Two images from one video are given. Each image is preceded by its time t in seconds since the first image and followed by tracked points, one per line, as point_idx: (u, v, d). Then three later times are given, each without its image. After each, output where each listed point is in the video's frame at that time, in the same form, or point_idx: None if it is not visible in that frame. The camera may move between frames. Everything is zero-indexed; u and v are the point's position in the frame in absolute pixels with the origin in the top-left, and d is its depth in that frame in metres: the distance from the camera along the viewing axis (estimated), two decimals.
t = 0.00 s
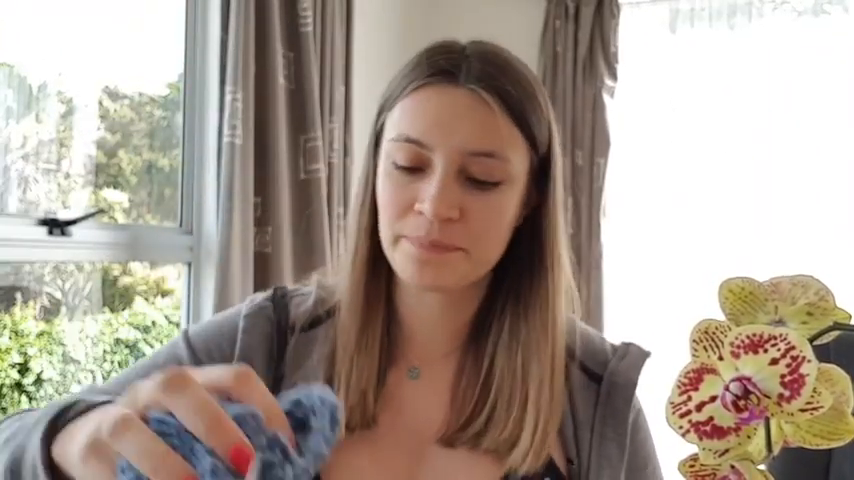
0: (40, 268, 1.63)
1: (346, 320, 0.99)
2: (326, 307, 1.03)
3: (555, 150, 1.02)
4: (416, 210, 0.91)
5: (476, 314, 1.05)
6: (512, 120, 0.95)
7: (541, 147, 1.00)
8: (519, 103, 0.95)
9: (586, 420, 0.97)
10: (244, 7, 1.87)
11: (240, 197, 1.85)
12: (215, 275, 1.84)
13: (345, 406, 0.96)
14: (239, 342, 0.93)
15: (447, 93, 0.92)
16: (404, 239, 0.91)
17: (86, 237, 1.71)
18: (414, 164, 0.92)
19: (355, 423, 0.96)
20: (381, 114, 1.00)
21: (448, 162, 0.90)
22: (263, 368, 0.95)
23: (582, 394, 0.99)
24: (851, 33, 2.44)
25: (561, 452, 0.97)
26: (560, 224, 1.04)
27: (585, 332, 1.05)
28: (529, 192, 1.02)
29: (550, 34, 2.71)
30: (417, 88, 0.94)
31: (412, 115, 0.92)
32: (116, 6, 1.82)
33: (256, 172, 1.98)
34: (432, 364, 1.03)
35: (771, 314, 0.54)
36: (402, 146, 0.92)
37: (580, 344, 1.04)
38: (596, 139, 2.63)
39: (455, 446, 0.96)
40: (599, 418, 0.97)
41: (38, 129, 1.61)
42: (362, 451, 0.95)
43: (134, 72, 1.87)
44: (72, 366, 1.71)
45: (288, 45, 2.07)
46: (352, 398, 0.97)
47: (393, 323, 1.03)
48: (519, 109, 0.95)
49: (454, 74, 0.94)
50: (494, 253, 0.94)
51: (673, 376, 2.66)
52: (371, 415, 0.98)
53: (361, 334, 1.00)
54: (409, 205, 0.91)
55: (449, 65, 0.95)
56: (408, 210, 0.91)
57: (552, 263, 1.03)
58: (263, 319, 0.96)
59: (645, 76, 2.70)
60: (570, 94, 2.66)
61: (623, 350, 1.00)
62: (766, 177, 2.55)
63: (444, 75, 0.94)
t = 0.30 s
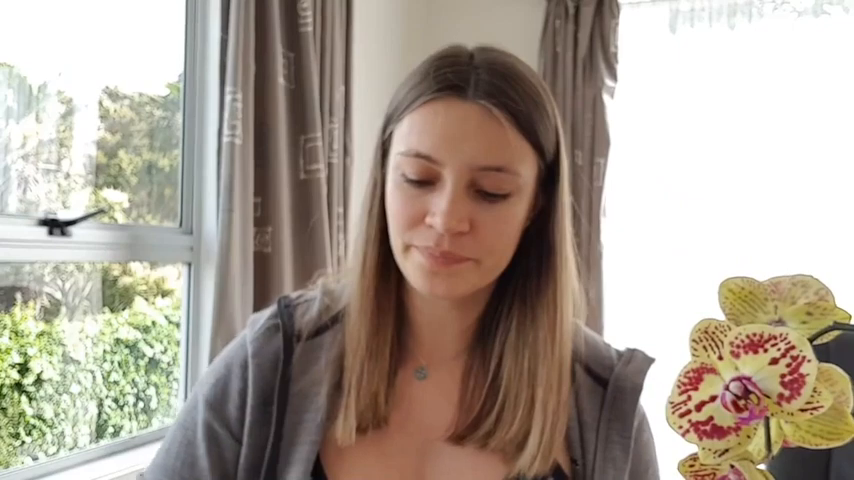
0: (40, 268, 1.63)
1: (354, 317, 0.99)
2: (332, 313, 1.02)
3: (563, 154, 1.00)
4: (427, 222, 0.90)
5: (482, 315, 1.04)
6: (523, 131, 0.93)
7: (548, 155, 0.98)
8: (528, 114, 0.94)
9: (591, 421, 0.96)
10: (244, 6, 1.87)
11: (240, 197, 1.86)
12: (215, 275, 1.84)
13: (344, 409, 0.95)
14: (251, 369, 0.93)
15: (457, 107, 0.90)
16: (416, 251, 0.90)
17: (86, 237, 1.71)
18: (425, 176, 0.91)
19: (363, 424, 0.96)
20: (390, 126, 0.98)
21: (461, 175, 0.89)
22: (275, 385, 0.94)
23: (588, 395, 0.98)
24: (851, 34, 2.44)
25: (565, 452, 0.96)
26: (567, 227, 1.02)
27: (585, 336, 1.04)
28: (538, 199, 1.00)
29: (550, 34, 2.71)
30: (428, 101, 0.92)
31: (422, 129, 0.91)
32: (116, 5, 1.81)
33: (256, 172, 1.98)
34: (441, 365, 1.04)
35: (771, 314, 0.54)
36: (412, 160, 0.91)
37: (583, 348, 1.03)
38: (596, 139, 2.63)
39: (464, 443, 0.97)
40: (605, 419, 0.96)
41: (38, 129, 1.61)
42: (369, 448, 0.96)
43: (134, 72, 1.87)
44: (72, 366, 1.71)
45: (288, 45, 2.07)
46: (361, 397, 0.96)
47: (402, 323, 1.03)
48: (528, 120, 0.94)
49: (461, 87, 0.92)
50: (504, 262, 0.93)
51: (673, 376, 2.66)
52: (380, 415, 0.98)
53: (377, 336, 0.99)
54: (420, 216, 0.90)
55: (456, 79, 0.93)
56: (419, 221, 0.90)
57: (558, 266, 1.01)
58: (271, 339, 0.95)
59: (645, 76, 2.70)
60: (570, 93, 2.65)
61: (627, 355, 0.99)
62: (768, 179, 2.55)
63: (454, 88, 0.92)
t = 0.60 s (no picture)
0: (40, 268, 1.63)
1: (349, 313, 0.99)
2: (328, 313, 1.03)
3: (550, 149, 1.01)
4: (413, 213, 0.90)
5: (477, 312, 1.03)
6: (505, 122, 0.93)
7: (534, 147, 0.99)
8: (511, 105, 0.94)
9: (584, 416, 0.95)
10: (244, 6, 1.87)
11: (240, 197, 1.85)
12: (215, 275, 1.84)
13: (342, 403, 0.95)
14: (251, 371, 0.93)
15: (438, 99, 0.91)
16: (405, 244, 0.91)
17: (87, 237, 1.71)
18: (411, 169, 0.92)
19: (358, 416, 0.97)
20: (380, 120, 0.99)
21: (444, 166, 0.90)
22: (272, 387, 0.94)
23: (581, 389, 0.97)
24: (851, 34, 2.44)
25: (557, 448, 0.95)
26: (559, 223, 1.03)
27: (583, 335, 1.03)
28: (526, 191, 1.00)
29: (550, 34, 2.71)
30: (411, 95, 0.93)
31: (406, 123, 0.92)
32: (116, 5, 1.81)
33: (256, 172, 1.98)
34: (435, 363, 1.04)
35: (771, 314, 0.54)
36: (398, 154, 0.92)
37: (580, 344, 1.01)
38: (596, 139, 2.63)
39: (458, 439, 0.97)
40: (597, 414, 0.94)
41: (38, 129, 1.61)
42: (363, 443, 0.96)
43: (134, 72, 1.87)
44: (72, 366, 1.71)
45: (288, 45, 2.07)
46: (358, 394, 0.97)
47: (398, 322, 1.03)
48: (511, 111, 0.94)
49: (444, 80, 0.93)
50: (494, 253, 0.93)
51: (673, 375, 2.66)
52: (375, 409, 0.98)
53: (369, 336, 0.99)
54: (406, 209, 0.91)
55: (440, 73, 0.94)
56: (406, 214, 0.91)
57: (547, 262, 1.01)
58: (271, 340, 0.96)
59: (645, 76, 2.70)
60: (569, 93, 2.66)
61: (625, 353, 0.97)
62: (767, 179, 2.55)
63: (436, 83, 0.93)
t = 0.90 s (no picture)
0: (40, 268, 1.63)
1: (346, 316, 1.00)
2: (328, 315, 1.04)
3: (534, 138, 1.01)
4: (391, 204, 0.91)
5: (475, 313, 1.03)
6: (480, 112, 0.94)
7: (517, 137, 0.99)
8: (486, 96, 0.94)
9: (582, 420, 0.95)
10: (244, 6, 1.87)
11: (239, 197, 1.85)
12: (215, 275, 1.84)
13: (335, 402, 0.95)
14: (244, 363, 0.94)
15: (412, 92, 0.92)
16: (387, 236, 0.92)
17: (87, 237, 1.71)
18: (390, 161, 0.93)
19: (353, 416, 0.98)
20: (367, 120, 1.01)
21: (418, 155, 0.91)
22: (267, 381, 0.95)
23: (581, 394, 0.97)
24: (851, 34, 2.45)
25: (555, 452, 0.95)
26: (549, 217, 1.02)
27: (583, 336, 1.03)
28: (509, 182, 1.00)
29: (550, 33, 2.71)
30: (388, 91, 0.95)
31: (383, 117, 0.94)
32: (116, 5, 1.81)
33: (256, 172, 1.98)
34: (434, 365, 1.03)
35: (771, 314, 0.54)
36: (377, 148, 0.94)
37: (580, 347, 1.01)
38: (596, 139, 2.63)
39: (454, 439, 0.97)
40: (596, 418, 0.94)
41: (38, 129, 1.61)
42: (360, 444, 0.96)
43: (135, 73, 1.87)
44: (72, 366, 1.71)
45: (288, 45, 2.07)
46: (349, 394, 0.98)
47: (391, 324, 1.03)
48: (487, 102, 0.94)
49: (417, 74, 0.94)
50: (476, 244, 0.93)
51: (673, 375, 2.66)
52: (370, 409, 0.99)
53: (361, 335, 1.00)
54: (386, 201, 0.92)
55: (415, 67, 0.95)
56: (386, 205, 0.92)
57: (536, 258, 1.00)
58: (267, 335, 0.97)
59: (643, 76, 2.70)
60: (569, 93, 2.66)
61: (626, 356, 0.98)
62: (768, 179, 2.55)
63: (411, 77, 0.94)
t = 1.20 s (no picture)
0: (40, 268, 1.63)
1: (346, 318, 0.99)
2: (333, 314, 1.02)
3: (515, 127, 1.02)
4: (376, 195, 0.91)
5: (472, 309, 1.03)
6: (457, 99, 0.94)
7: (499, 127, 1.00)
8: (464, 85, 0.95)
9: (585, 423, 0.95)
10: (245, 6, 1.87)
11: (239, 198, 1.85)
12: (215, 275, 1.84)
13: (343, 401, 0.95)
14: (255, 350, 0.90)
15: (388, 87, 0.94)
16: (375, 228, 0.91)
17: (87, 236, 1.71)
18: (374, 155, 0.94)
19: (359, 417, 0.97)
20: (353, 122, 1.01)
21: (398, 144, 0.91)
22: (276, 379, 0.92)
23: (583, 396, 0.97)
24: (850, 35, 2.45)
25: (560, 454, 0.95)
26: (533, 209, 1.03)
27: (581, 335, 1.04)
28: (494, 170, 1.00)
29: (550, 33, 2.71)
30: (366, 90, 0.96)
31: (362, 116, 0.95)
32: (116, 5, 1.81)
33: (256, 173, 1.98)
34: (435, 363, 1.03)
35: (771, 314, 0.54)
36: (359, 147, 0.95)
37: (579, 346, 1.02)
38: (596, 139, 2.63)
39: (459, 436, 0.97)
40: (599, 420, 0.94)
41: (38, 129, 1.61)
42: (365, 447, 0.95)
43: (135, 73, 1.87)
44: (72, 366, 1.71)
45: (288, 44, 2.08)
46: (351, 392, 0.96)
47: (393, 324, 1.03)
48: (464, 91, 0.95)
49: (395, 70, 0.95)
50: (464, 230, 0.92)
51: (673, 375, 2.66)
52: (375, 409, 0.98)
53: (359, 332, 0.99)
54: (371, 193, 0.92)
55: (392, 64, 0.96)
56: (371, 198, 0.92)
57: (520, 252, 1.01)
58: (276, 326, 0.93)
59: (643, 75, 2.70)
60: (569, 94, 2.66)
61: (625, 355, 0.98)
62: (767, 179, 2.55)
63: (389, 74, 0.95)
